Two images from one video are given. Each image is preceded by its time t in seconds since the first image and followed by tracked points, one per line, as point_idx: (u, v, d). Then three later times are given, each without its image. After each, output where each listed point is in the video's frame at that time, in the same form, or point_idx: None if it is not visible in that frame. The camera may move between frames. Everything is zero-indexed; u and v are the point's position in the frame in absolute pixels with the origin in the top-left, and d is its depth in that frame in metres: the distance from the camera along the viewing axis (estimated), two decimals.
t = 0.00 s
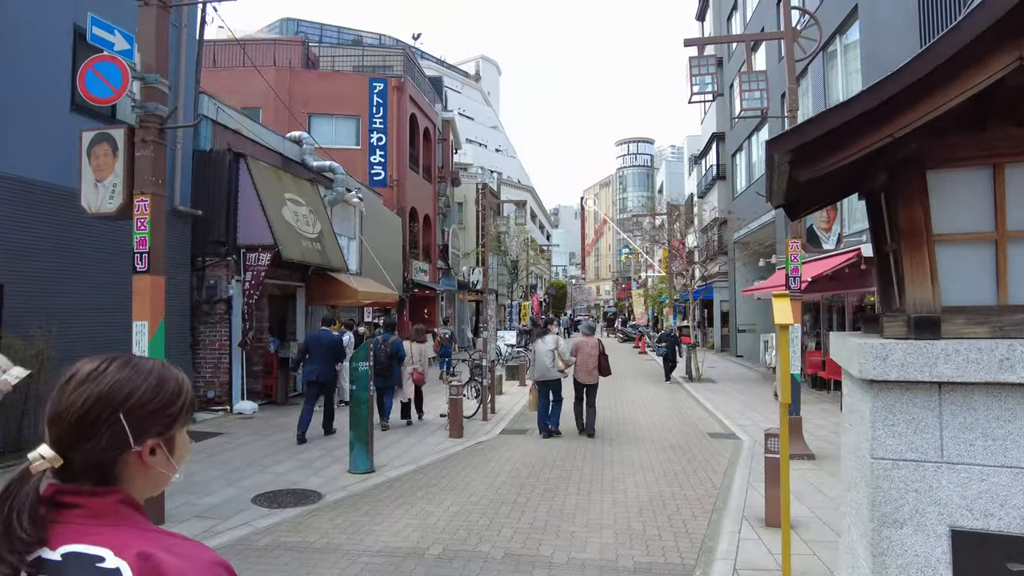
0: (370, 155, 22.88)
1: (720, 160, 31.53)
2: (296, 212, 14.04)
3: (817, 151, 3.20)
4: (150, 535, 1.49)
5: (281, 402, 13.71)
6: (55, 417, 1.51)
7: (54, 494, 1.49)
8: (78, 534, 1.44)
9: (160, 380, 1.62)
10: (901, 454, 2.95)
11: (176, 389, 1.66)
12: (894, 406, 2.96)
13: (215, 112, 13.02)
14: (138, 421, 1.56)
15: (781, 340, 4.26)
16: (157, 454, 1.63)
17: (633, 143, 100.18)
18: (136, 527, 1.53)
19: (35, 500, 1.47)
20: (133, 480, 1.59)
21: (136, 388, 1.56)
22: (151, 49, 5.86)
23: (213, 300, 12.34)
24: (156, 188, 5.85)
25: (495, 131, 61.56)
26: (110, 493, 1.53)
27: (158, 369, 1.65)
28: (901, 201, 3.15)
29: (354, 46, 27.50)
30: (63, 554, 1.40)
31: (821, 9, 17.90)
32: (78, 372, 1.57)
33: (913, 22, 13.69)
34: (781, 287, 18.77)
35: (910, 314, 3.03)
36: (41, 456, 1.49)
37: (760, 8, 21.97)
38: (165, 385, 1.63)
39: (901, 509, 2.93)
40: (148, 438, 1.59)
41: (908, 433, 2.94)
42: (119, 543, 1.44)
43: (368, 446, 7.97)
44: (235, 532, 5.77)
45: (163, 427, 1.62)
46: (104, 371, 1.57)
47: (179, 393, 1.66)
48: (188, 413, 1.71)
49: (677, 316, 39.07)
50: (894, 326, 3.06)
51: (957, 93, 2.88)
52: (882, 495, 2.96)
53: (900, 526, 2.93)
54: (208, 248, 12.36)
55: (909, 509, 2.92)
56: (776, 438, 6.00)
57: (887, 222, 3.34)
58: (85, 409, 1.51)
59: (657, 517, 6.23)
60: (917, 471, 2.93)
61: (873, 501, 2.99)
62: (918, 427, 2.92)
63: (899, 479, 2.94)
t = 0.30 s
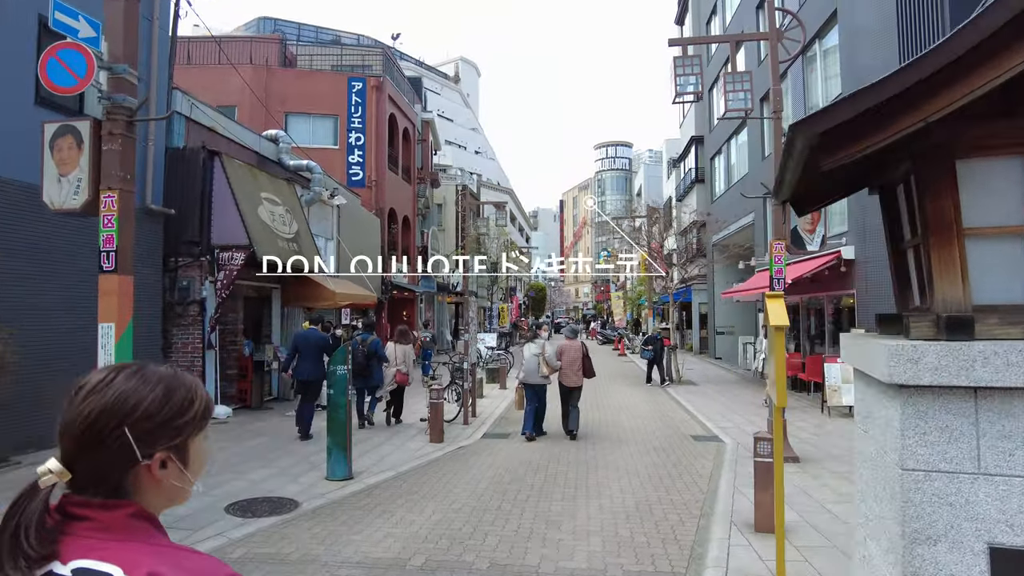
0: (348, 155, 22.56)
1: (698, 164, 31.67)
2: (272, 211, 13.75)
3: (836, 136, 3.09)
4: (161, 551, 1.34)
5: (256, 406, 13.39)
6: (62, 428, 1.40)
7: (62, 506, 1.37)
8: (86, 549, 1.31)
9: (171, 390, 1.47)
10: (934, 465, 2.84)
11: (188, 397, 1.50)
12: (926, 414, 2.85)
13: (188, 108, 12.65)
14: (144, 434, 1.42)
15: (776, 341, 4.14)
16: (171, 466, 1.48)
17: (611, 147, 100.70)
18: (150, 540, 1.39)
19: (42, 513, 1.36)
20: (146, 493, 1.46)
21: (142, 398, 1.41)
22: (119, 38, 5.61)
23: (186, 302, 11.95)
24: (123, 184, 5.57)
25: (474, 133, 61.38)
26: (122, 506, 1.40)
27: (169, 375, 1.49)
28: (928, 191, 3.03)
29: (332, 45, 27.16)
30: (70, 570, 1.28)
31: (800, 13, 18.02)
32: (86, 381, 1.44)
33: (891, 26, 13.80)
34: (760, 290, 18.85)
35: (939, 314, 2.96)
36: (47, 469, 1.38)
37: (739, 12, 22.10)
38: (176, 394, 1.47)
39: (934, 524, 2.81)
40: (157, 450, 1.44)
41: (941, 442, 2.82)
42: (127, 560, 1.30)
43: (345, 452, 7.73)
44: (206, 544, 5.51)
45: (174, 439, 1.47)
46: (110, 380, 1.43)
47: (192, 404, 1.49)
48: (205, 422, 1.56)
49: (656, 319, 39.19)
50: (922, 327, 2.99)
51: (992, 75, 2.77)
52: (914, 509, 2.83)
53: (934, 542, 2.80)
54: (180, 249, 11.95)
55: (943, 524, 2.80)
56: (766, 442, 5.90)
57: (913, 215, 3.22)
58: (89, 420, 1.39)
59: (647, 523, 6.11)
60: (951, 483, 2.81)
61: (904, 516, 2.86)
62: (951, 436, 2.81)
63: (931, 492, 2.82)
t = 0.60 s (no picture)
0: (330, 152, 22.20)
1: (682, 164, 31.68)
2: (252, 209, 13.42)
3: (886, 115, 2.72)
4: (189, 541, 1.38)
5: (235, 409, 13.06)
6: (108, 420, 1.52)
7: (111, 496, 1.46)
8: (126, 538, 1.38)
9: (207, 383, 1.56)
10: (998, 481, 2.36)
11: (223, 392, 1.58)
12: (988, 421, 2.38)
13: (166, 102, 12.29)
14: (177, 425, 1.51)
15: (781, 342, 3.98)
16: (205, 459, 1.55)
17: (594, 148, 100.89)
18: (186, 532, 1.44)
19: (87, 502, 1.46)
20: (184, 483, 1.54)
21: (175, 390, 1.51)
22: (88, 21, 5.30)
23: (162, 301, 11.62)
24: (93, 176, 5.27)
25: (457, 133, 61.06)
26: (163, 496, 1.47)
27: (206, 371, 1.59)
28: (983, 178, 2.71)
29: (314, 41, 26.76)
30: (107, 559, 1.36)
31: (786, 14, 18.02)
32: (131, 376, 1.57)
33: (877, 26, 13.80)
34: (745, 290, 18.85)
35: (999, 310, 2.62)
36: (94, 459, 1.49)
37: (724, 12, 22.09)
38: (210, 386, 1.56)
39: (999, 548, 2.33)
40: (190, 442, 1.52)
41: (1007, 455, 2.35)
42: (158, 551, 1.35)
43: (326, 457, 7.46)
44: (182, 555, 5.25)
45: (205, 430, 1.54)
46: (151, 374, 1.55)
47: (225, 397, 1.58)
48: (240, 418, 1.63)
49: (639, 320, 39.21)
50: (976, 326, 2.67)
51: None
52: (975, 531, 2.36)
53: (998, 569, 2.33)
54: (157, 246, 11.67)
55: (1009, 549, 2.32)
56: (762, 444, 5.77)
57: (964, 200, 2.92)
58: (127, 412, 1.50)
59: (640, 529, 5.97)
60: (1018, 502, 2.34)
61: (962, 539, 2.37)
62: (1017, 447, 2.35)
63: (995, 511, 2.34)
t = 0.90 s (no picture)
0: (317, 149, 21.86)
1: (672, 164, 31.56)
2: (236, 205, 13.09)
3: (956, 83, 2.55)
4: (204, 537, 1.43)
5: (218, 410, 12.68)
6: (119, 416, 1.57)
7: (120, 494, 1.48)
8: (138, 536, 1.40)
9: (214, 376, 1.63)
10: None
11: (228, 385, 1.65)
12: None
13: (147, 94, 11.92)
14: (187, 416, 1.56)
15: (793, 342, 3.78)
16: (216, 451, 1.60)
17: (582, 148, 100.80)
18: (197, 527, 1.47)
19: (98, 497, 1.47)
20: (195, 478, 1.58)
21: (181, 383, 1.58)
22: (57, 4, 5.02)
23: (142, 299, 11.28)
24: (64, 166, 4.98)
25: (445, 132, 60.72)
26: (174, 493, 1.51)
27: (211, 367, 1.66)
28: None
29: (300, 37, 26.36)
30: (121, 556, 1.37)
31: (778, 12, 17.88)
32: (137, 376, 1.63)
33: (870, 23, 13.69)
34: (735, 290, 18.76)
35: None
36: (106, 456, 1.52)
37: (715, 10, 21.94)
38: (216, 380, 1.63)
39: None
40: (199, 431, 1.57)
41: None
42: (175, 546, 1.38)
43: (312, 460, 7.20)
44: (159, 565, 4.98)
45: (215, 419, 1.60)
46: (158, 372, 1.61)
47: (232, 387, 1.65)
48: (247, 411, 1.69)
49: (628, 319, 39.11)
50: None
51: None
52: None
53: None
54: (137, 243, 11.30)
55: None
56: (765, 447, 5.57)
57: None
58: (138, 407, 1.55)
59: (637, 536, 5.78)
60: None
61: None
62: None
63: None
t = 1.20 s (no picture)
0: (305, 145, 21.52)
1: (663, 162, 31.42)
2: (221, 201, 12.74)
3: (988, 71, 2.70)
4: (204, 532, 1.46)
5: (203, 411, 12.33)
6: (117, 418, 1.50)
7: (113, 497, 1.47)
8: (133, 534, 1.41)
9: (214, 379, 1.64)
10: None
11: (225, 389, 1.66)
12: None
13: (129, 86, 11.59)
14: (193, 419, 1.56)
15: (811, 340, 3.58)
16: (209, 455, 1.61)
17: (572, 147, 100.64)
18: (193, 524, 1.50)
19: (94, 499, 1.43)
20: (187, 481, 1.58)
21: (188, 387, 1.56)
22: None
23: (124, 297, 10.96)
24: (32, 154, 4.69)
25: (435, 129, 60.26)
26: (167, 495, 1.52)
27: (206, 370, 1.66)
28: None
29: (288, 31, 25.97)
30: (119, 555, 1.37)
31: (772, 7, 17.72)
32: (130, 376, 1.56)
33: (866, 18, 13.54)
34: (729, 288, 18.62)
35: None
36: (102, 458, 1.47)
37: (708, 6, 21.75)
38: (216, 382, 1.64)
39: None
40: (201, 434, 1.58)
41: None
42: (174, 541, 1.40)
43: (299, 465, 6.93)
44: None
45: (217, 421, 1.62)
46: (157, 372, 1.57)
47: (229, 390, 1.67)
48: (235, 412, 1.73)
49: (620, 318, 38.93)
50: None
51: None
52: None
53: None
54: (119, 239, 10.96)
55: None
56: (771, 450, 5.35)
57: None
58: (144, 410, 1.50)
59: (639, 542, 5.56)
60: None
61: None
62: None
63: None
